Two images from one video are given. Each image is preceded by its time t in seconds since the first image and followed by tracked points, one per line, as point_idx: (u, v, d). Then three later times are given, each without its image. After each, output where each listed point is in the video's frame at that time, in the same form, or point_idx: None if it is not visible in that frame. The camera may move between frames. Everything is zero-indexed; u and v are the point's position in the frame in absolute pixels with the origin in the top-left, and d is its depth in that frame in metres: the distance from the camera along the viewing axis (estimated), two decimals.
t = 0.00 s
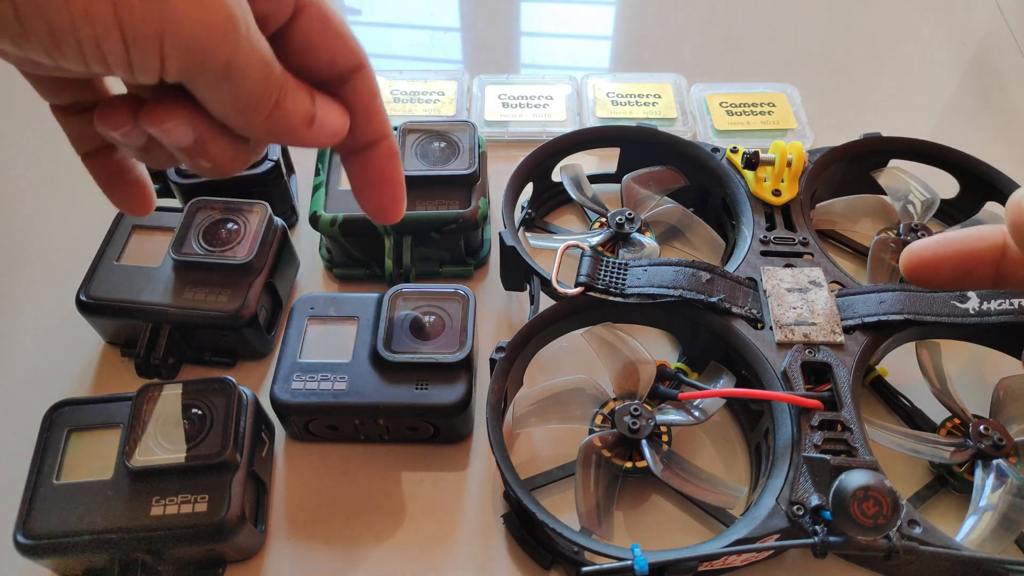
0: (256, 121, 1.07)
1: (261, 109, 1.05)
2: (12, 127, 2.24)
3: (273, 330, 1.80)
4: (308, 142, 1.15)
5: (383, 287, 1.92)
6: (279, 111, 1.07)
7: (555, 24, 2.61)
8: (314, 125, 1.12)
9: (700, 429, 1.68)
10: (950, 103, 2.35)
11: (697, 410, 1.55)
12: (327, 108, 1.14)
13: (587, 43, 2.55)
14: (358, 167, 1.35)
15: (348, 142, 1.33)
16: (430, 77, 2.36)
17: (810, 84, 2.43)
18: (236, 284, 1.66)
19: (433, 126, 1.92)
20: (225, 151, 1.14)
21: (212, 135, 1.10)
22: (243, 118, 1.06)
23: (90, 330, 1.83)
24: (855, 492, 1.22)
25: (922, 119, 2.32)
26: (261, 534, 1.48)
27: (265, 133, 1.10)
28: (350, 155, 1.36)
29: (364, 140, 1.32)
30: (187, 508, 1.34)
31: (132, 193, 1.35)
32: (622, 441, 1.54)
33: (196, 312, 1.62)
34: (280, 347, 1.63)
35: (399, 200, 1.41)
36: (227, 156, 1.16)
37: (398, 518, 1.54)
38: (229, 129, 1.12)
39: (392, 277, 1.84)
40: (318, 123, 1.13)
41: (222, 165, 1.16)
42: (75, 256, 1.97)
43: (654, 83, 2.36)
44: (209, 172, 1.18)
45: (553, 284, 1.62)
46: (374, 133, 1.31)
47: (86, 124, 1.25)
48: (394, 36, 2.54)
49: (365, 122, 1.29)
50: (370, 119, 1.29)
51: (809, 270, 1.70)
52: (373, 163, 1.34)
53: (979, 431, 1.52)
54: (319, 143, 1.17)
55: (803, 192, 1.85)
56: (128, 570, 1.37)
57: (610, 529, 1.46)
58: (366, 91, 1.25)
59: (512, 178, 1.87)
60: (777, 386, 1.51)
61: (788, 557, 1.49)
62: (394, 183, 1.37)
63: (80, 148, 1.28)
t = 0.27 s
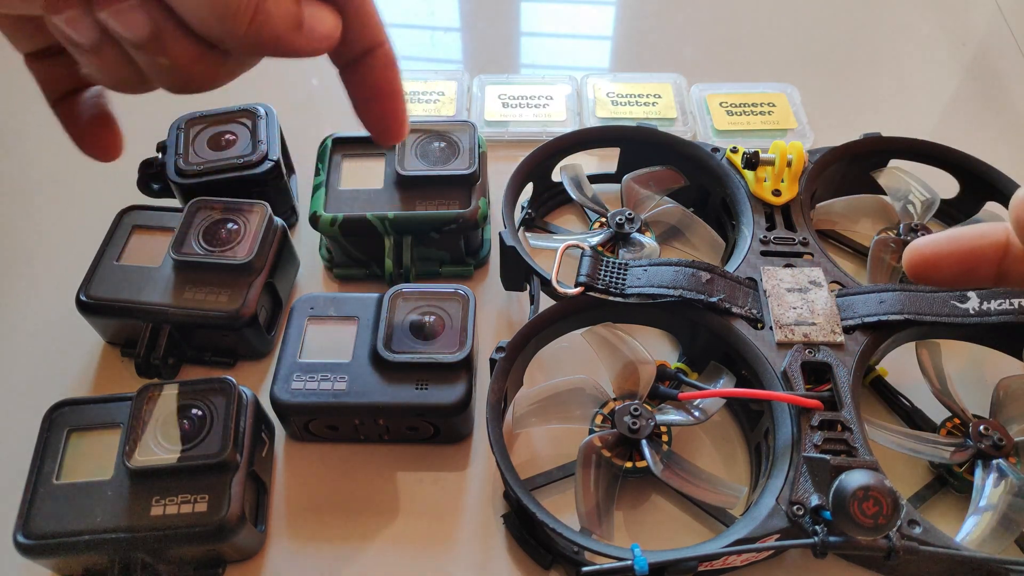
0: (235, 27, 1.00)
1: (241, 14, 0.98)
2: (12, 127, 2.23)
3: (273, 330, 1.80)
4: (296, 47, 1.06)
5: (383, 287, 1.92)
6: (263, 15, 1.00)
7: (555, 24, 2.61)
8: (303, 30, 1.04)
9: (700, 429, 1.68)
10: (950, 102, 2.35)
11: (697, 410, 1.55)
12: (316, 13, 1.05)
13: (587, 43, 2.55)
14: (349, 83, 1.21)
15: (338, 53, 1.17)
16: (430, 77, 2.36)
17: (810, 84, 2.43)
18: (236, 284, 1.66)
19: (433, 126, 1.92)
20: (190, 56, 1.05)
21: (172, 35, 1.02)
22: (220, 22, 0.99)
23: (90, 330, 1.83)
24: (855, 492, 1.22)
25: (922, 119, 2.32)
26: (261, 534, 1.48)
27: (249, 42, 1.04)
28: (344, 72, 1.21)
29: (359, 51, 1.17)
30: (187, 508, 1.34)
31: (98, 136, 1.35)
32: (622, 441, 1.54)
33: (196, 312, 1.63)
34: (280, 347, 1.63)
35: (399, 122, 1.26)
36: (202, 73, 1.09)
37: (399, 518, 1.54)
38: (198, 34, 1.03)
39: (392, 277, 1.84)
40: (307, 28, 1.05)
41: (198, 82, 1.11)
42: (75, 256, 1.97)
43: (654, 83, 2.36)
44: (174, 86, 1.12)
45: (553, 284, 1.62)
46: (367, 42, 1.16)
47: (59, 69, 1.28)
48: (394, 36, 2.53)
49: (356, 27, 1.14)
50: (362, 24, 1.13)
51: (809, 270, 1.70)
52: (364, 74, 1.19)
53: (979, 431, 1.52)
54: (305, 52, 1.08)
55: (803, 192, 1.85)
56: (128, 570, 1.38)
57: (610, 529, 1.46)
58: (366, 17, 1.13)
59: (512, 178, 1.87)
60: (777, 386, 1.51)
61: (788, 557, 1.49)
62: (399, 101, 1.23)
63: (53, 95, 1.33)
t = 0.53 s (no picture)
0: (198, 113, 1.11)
1: (203, 104, 1.10)
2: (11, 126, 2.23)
3: (273, 330, 1.80)
4: (258, 144, 1.22)
5: (383, 287, 1.92)
6: (224, 104, 1.12)
7: (555, 24, 2.61)
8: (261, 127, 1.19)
9: (700, 429, 1.68)
10: (950, 103, 2.36)
11: (697, 410, 1.55)
12: (274, 115, 1.21)
13: (587, 43, 2.55)
14: (317, 185, 1.43)
15: (304, 160, 1.40)
16: (430, 77, 2.36)
17: (810, 84, 2.43)
18: (236, 284, 1.66)
19: (433, 126, 1.92)
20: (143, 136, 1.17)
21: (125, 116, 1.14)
22: (182, 112, 1.10)
23: (90, 330, 1.83)
24: (855, 492, 1.22)
25: (922, 119, 2.32)
26: (261, 534, 1.48)
27: (205, 130, 1.15)
28: (309, 172, 1.42)
29: (320, 157, 1.39)
30: (187, 508, 1.34)
31: None
32: (622, 441, 1.54)
33: (196, 312, 1.62)
34: (280, 348, 1.63)
35: (359, 219, 1.49)
36: (148, 146, 1.19)
37: (398, 518, 1.54)
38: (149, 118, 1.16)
39: (392, 277, 1.84)
40: (265, 126, 1.20)
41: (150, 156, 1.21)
42: (75, 256, 1.97)
43: (654, 83, 2.36)
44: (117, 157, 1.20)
45: (553, 284, 1.62)
46: (329, 150, 1.39)
47: None
48: (394, 36, 2.53)
49: (321, 137, 1.36)
50: (327, 135, 1.36)
51: (809, 270, 1.70)
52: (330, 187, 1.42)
53: (979, 431, 1.52)
54: (277, 150, 1.25)
55: (803, 192, 1.85)
56: (128, 570, 1.37)
57: (610, 529, 1.46)
58: (318, 106, 1.33)
59: (512, 178, 1.87)
60: (777, 386, 1.51)
61: (788, 557, 1.49)
62: (357, 204, 1.46)
63: None
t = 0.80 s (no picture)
0: (192, 141, 1.15)
1: (198, 132, 1.14)
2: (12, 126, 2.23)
3: (273, 330, 1.80)
4: (250, 174, 1.26)
5: (383, 287, 1.92)
6: (218, 133, 1.16)
7: (555, 24, 2.61)
8: (254, 157, 1.23)
9: (700, 429, 1.68)
10: (950, 103, 2.36)
11: (698, 410, 1.56)
12: (267, 146, 1.25)
13: (587, 43, 2.55)
14: (309, 219, 1.48)
15: (297, 194, 1.46)
16: (430, 77, 2.36)
17: (810, 84, 2.43)
18: (236, 285, 1.66)
19: (433, 126, 1.92)
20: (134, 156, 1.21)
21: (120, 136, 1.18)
22: (176, 137, 1.14)
23: (90, 330, 1.83)
24: (855, 492, 1.22)
25: (922, 119, 2.32)
26: (261, 534, 1.48)
27: (197, 158, 1.19)
28: (300, 205, 1.47)
29: (314, 190, 1.44)
30: (187, 508, 1.34)
31: None
32: (622, 441, 1.54)
33: (196, 312, 1.63)
34: (280, 348, 1.63)
35: (352, 251, 1.55)
36: (137, 167, 1.24)
37: (398, 519, 1.54)
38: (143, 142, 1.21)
39: (392, 277, 1.84)
40: (258, 155, 1.24)
41: (140, 176, 1.26)
42: (76, 256, 1.97)
43: (654, 83, 2.36)
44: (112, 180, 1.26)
45: (553, 284, 1.62)
46: (322, 183, 1.44)
47: None
48: (394, 36, 2.53)
49: (315, 169, 1.41)
50: (320, 167, 1.41)
51: (809, 270, 1.70)
52: (323, 217, 1.47)
53: (979, 431, 1.52)
54: (268, 181, 1.29)
55: (803, 192, 1.85)
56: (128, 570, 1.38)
57: (610, 529, 1.46)
58: (311, 141, 1.38)
59: (512, 178, 1.87)
60: (777, 386, 1.51)
61: (788, 557, 1.49)
62: (350, 235, 1.51)
63: None
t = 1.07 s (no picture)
0: (202, 160, 1.13)
1: (208, 148, 1.12)
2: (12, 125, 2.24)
3: (273, 330, 1.80)
4: (258, 191, 1.24)
5: (383, 287, 1.92)
6: (229, 151, 1.14)
7: (555, 24, 2.61)
8: (264, 174, 1.22)
9: (700, 429, 1.68)
10: (950, 103, 2.35)
11: (697, 410, 1.56)
12: (277, 163, 1.24)
13: (587, 43, 2.55)
14: (318, 237, 1.49)
15: (308, 211, 1.47)
16: (430, 77, 2.36)
17: (810, 84, 2.43)
18: (236, 284, 1.66)
19: (433, 126, 1.92)
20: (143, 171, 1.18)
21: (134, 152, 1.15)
22: (185, 154, 1.12)
23: (90, 330, 1.83)
24: (855, 492, 1.22)
25: (922, 119, 2.32)
26: (261, 534, 1.48)
27: (208, 176, 1.17)
28: (314, 224, 1.48)
29: (326, 208, 1.45)
30: (187, 508, 1.34)
31: None
32: (622, 441, 1.54)
33: (196, 312, 1.63)
34: (280, 348, 1.63)
35: (360, 266, 1.53)
36: (148, 183, 1.21)
37: (398, 519, 1.54)
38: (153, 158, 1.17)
39: (392, 277, 1.84)
40: (268, 173, 1.22)
41: (151, 193, 1.23)
42: (76, 256, 1.97)
43: (654, 83, 2.36)
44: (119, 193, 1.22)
45: (553, 284, 1.62)
46: (333, 203, 1.45)
47: None
48: (394, 36, 2.53)
49: (324, 190, 1.43)
50: (329, 189, 1.43)
51: (809, 270, 1.70)
52: (331, 233, 1.48)
53: (979, 431, 1.52)
54: (276, 199, 1.28)
55: (803, 192, 1.85)
56: (128, 570, 1.38)
57: (610, 529, 1.46)
58: (324, 162, 1.40)
59: (512, 178, 1.87)
60: (777, 386, 1.51)
61: (788, 557, 1.49)
62: (359, 253, 1.51)
63: None
